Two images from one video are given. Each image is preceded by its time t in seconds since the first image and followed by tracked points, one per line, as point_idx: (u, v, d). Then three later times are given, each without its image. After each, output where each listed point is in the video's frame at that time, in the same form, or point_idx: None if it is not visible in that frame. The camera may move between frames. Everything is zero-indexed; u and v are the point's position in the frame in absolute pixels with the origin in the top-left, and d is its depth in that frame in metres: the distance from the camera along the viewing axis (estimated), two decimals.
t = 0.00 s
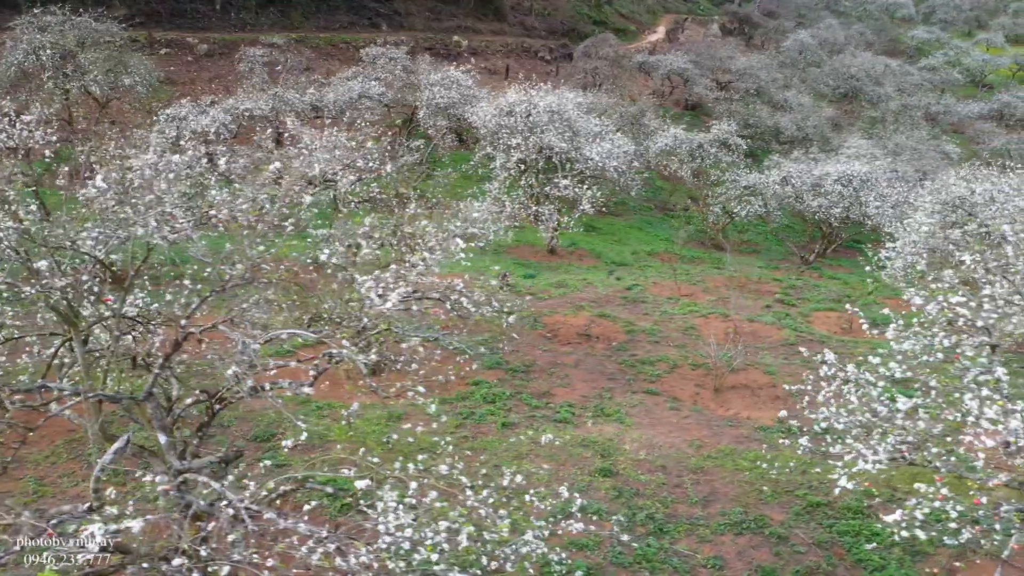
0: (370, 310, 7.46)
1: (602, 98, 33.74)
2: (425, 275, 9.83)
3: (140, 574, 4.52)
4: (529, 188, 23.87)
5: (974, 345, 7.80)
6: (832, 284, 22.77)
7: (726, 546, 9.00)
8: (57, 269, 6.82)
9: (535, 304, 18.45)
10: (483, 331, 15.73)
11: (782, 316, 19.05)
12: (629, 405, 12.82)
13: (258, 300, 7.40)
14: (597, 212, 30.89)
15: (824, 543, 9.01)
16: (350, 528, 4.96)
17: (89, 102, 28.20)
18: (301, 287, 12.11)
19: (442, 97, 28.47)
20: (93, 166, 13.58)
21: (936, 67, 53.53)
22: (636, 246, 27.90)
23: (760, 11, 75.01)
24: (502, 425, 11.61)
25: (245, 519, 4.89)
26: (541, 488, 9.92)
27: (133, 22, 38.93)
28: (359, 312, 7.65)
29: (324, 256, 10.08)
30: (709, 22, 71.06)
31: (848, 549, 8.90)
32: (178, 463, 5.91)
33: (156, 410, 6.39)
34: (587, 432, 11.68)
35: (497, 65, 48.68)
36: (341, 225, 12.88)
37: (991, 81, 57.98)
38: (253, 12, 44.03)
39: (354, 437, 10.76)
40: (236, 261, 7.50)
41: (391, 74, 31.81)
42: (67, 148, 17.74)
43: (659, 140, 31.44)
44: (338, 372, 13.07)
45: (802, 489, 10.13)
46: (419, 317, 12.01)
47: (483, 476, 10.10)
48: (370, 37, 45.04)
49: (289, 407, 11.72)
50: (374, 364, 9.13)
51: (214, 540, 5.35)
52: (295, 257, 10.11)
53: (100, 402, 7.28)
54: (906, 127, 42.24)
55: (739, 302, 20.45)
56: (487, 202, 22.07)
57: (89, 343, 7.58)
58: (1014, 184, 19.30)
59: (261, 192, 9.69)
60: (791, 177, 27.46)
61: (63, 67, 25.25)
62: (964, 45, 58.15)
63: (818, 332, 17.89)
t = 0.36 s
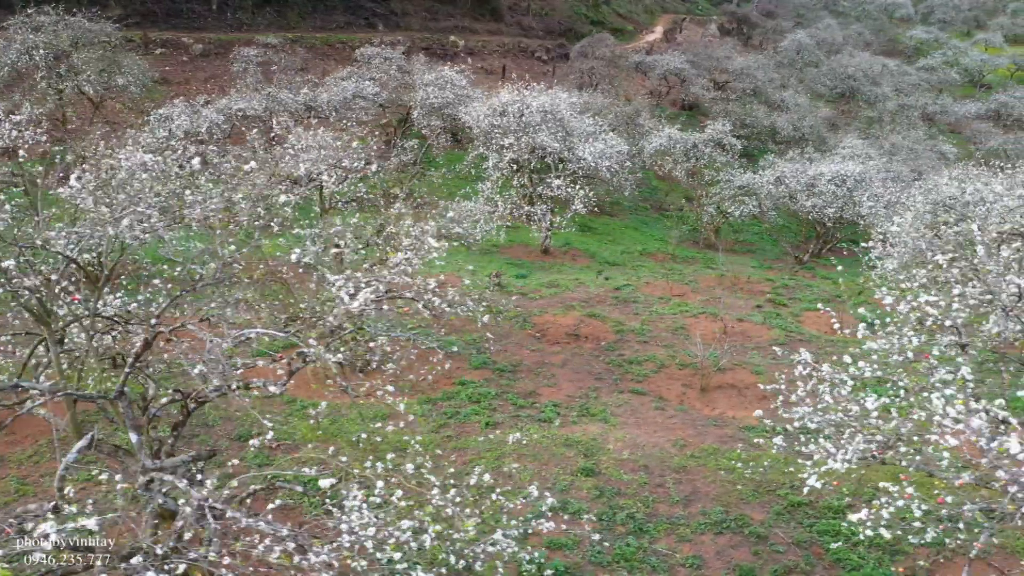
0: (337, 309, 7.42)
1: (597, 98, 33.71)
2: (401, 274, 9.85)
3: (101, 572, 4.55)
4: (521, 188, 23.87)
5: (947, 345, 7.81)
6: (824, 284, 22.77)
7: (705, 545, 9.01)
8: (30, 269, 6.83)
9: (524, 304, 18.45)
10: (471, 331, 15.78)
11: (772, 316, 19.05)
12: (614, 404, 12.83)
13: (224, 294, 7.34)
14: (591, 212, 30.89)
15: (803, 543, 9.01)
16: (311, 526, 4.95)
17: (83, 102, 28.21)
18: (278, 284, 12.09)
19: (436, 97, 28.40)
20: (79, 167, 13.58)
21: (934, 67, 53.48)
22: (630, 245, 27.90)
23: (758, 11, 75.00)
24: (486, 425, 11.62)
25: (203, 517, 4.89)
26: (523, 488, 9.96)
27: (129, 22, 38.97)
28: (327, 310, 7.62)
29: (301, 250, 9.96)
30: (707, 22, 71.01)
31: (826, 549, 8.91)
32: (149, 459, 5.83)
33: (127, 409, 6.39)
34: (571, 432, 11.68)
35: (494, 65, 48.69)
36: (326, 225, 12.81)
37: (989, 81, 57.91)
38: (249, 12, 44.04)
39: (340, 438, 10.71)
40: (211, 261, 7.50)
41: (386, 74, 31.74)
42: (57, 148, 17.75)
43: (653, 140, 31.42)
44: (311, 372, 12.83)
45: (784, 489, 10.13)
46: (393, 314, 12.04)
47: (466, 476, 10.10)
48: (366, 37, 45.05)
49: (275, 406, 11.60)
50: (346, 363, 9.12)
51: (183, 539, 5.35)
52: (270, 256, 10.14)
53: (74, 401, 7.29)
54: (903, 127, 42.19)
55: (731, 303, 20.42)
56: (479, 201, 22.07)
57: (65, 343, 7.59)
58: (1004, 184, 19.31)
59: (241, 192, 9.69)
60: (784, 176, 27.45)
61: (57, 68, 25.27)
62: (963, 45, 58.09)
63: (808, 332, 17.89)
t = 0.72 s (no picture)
0: (304, 309, 7.29)
1: (591, 98, 33.72)
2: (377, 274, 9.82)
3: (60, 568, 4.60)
4: (512, 188, 23.93)
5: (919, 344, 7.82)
6: (815, 284, 22.79)
7: (682, 544, 9.02)
8: None
9: (513, 304, 18.46)
10: (458, 331, 15.83)
11: (762, 316, 19.03)
12: (599, 403, 12.84)
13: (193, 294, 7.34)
14: (585, 212, 30.89)
15: (780, 542, 9.02)
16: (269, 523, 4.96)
17: (76, 102, 28.21)
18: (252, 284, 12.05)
19: (430, 97, 28.33)
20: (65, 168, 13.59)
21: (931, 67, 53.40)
22: (623, 245, 27.90)
23: (757, 11, 75.00)
24: (468, 425, 11.62)
25: (161, 514, 4.91)
26: (502, 487, 9.98)
27: (124, 22, 38.99)
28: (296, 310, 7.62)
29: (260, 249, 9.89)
30: (705, 22, 70.95)
31: (803, 549, 8.91)
32: (116, 458, 5.83)
33: (96, 406, 6.37)
34: (553, 431, 11.69)
35: (490, 66, 48.69)
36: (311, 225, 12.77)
37: (987, 81, 57.80)
38: (245, 13, 44.04)
39: (321, 437, 10.72)
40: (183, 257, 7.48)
41: (380, 74, 31.69)
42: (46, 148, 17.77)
43: (647, 140, 31.44)
44: (283, 369, 12.85)
45: (763, 488, 10.12)
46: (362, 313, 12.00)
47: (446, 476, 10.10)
48: (362, 37, 45.04)
49: (259, 406, 11.59)
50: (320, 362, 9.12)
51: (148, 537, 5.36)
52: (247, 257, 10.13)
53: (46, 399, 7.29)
54: (899, 127, 42.13)
55: (721, 303, 20.44)
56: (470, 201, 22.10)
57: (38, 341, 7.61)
58: (993, 183, 19.31)
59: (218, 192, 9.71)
60: (777, 176, 27.44)
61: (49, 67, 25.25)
62: (961, 45, 58.03)
63: (797, 331, 17.87)
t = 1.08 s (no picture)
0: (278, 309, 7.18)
1: (586, 98, 33.71)
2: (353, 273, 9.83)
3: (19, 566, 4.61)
4: (504, 188, 23.95)
5: (892, 344, 7.86)
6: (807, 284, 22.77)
7: (662, 543, 9.02)
8: None
9: (504, 303, 18.46)
10: (447, 331, 15.85)
11: (752, 315, 19.03)
12: (585, 403, 12.85)
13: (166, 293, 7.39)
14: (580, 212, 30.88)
15: (759, 541, 9.02)
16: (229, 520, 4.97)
17: (71, 102, 28.23)
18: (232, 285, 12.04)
19: (424, 97, 28.27)
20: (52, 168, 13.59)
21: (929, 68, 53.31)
22: (617, 245, 27.89)
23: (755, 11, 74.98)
24: (452, 424, 11.62)
25: (123, 512, 4.92)
26: (484, 486, 10.01)
27: (120, 22, 38.99)
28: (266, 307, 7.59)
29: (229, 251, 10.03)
30: (703, 21, 70.80)
31: (782, 548, 8.90)
32: (87, 455, 5.87)
33: (67, 404, 6.36)
34: (538, 431, 11.69)
35: (487, 65, 48.69)
36: (298, 224, 12.69)
37: (985, 81, 57.71)
38: (241, 12, 44.03)
39: (304, 436, 10.73)
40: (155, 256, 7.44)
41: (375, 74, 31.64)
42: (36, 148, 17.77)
43: (642, 140, 31.44)
44: (251, 368, 12.94)
45: (745, 487, 10.11)
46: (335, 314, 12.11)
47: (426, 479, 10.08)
48: (359, 37, 45.02)
49: (244, 405, 11.62)
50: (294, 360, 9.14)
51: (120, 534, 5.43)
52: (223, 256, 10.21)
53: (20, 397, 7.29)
54: (896, 127, 42.07)
55: (712, 302, 20.45)
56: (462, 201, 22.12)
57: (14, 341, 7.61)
58: (983, 182, 19.32)
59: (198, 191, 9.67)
60: (771, 176, 27.43)
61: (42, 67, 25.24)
62: (959, 45, 57.92)
63: (787, 331, 17.84)
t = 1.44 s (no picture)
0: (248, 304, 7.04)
1: (581, 98, 33.69)
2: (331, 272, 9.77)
3: None
4: (496, 188, 23.94)
5: (868, 342, 7.84)
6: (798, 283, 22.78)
7: (642, 542, 9.02)
8: None
9: (494, 302, 18.47)
10: (435, 330, 15.89)
11: (743, 314, 19.02)
12: (571, 402, 12.86)
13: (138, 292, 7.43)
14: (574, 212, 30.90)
15: (739, 539, 9.00)
16: (193, 517, 4.98)
17: (65, 102, 28.25)
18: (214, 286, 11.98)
19: (418, 97, 28.19)
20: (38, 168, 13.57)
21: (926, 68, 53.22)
22: (611, 245, 27.90)
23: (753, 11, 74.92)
24: (436, 423, 11.63)
25: (86, 509, 4.93)
26: (466, 486, 10.02)
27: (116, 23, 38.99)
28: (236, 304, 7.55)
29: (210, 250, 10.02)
30: (701, 21, 70.72)
31: (762, 546, 8.88)
32: (58, 454, 5.91)
33: (38, 403, 6.37)
34: (523, 430, 11.70)
35: (483, 65, 48.66)
36: (283, 224, 12.64)
37: (984, 81, 57.62)
38: (237, 12, 44.01)
39: (287, 436, 10.77)
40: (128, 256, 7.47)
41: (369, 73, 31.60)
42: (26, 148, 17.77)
43: (636, 140, 31.42)
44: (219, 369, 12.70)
45: (727, 486, 10.10)
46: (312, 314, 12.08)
47: (407, 478, 10.09)
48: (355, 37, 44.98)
49: (229, 404, 11.64)
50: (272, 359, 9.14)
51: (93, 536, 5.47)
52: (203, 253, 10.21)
53: None
54: (892, 127, 41.99)
55: (704, 302, 20.46)
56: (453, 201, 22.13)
57: None
58: (973, 182, 19.34)
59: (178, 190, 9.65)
60: (765, 176, 27.42)
61: (34, 67, 25.22)
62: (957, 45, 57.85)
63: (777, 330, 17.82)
